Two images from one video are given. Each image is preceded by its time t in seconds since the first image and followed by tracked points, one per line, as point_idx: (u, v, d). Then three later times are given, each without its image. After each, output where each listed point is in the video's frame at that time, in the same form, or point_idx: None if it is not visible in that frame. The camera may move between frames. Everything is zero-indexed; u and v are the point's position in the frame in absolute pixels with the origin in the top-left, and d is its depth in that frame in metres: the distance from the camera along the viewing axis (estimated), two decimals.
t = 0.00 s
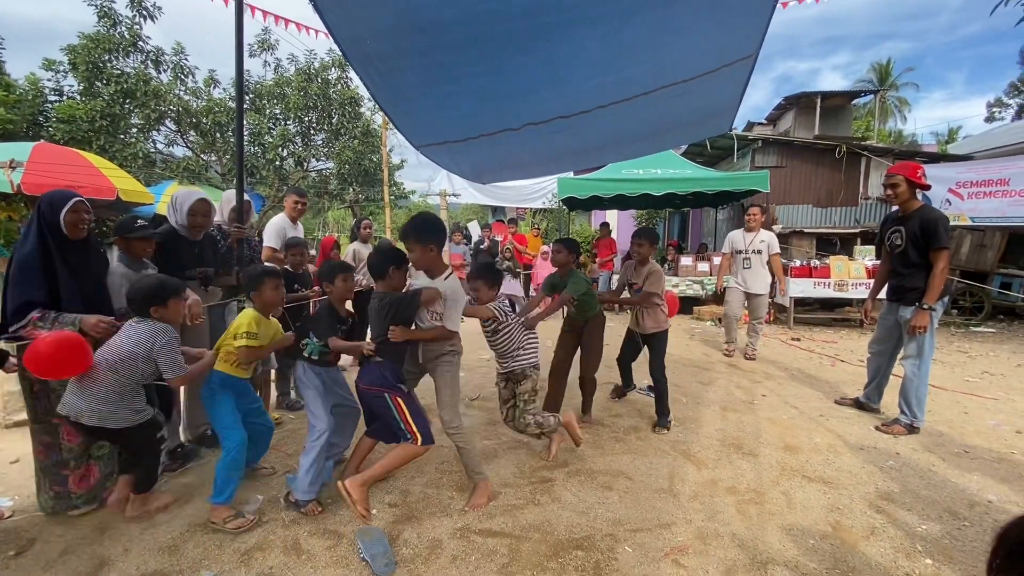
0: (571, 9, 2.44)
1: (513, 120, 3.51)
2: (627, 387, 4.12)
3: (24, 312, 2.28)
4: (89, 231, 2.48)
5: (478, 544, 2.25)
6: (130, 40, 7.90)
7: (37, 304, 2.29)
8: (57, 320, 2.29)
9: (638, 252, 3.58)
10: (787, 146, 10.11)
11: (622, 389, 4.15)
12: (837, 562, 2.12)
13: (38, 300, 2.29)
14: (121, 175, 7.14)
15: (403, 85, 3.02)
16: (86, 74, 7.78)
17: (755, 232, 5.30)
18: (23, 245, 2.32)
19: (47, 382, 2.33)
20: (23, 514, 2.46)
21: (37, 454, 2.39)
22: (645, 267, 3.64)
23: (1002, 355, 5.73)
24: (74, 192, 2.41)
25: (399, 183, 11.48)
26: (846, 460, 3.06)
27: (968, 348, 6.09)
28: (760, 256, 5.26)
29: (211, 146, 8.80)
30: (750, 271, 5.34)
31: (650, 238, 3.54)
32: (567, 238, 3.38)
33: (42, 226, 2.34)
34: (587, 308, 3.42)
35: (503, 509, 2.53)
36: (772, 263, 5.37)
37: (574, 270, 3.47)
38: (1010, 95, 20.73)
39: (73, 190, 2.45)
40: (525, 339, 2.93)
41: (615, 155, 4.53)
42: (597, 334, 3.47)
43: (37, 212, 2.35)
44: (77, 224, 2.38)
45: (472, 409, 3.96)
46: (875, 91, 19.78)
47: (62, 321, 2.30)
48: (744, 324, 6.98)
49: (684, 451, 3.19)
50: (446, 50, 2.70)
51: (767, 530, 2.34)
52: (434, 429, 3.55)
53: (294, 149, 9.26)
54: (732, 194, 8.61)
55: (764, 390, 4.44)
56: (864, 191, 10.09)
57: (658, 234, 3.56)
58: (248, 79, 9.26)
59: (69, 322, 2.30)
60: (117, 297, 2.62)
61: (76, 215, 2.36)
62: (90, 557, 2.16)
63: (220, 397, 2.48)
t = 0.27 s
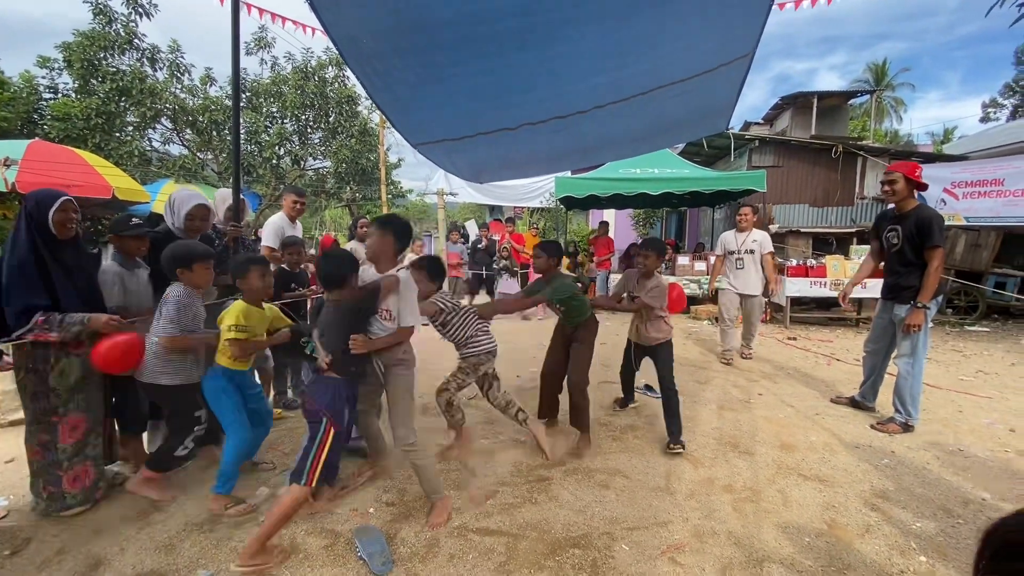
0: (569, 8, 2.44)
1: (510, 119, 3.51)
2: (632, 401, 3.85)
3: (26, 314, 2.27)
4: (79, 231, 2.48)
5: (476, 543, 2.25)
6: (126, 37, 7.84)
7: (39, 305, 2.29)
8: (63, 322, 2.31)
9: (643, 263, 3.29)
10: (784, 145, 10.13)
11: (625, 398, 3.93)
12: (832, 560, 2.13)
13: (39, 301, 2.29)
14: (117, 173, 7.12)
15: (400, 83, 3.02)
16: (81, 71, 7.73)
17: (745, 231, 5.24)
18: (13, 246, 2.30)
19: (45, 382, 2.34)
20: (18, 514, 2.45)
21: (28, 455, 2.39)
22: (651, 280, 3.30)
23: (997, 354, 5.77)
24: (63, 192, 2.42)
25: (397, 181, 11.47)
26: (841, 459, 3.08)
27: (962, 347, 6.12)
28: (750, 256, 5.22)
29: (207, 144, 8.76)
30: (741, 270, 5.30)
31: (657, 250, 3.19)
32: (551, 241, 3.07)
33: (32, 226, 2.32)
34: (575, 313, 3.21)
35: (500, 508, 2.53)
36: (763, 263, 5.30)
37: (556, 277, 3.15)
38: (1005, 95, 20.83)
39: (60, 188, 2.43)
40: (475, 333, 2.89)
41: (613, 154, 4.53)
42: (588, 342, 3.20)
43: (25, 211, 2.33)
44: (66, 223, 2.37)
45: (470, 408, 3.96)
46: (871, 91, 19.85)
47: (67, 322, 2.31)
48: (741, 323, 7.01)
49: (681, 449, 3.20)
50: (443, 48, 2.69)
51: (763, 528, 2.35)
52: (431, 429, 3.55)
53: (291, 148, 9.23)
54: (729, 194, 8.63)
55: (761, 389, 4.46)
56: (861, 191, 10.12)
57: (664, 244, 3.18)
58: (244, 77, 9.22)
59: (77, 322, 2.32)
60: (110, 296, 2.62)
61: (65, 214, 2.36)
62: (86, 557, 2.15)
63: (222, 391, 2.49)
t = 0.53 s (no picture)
0: (567, 7, 2.44)
1: (508, 117, 3.50)
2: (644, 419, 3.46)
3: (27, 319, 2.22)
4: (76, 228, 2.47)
5: (473, 542, 2.26)
6: (121, 34, 7.80)
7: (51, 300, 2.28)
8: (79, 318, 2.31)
9: (646, 258, 3.14)
10: (780, 145, 10.17)
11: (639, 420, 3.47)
12: (828, 557, 2.14)
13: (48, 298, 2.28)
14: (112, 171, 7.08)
15: (397, 81, 3.00)
16: (76, 69, 7.68)
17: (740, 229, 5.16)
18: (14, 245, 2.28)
19: (48, 377, 2.31)
20: (13, 514, 2.44)
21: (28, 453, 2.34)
22: (653, 273, 3.17)
23: (991, 353, 5.81)
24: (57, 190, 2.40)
25: (394, 180, 11.45)
26: (837, 457, 3.09)
27: (957, 346, 6.16)
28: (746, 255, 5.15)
29: (203, 142, 8.72)
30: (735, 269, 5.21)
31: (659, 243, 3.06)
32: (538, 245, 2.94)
33: (31, 225, 2.30)
34: (569, 321, 2.96)
35: (497, 506, 2.54)
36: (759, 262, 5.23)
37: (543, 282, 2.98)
38: (1000, 96, 20.94)
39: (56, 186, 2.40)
40: (459, 342, 2.95)
41: (610, 153, 4.53)
42: (583, 348, 2.97)
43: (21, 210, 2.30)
44: (63, 222, 2.36)
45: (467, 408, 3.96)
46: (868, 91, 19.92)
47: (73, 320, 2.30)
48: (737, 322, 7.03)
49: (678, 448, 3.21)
50: (440, 46, 2.68)
51: (759, 526, 2.36)
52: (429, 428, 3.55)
53: (287, 146, 9.21)
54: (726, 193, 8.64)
55: (757, 388, 4.47)
56: (856, 190, 10.17)
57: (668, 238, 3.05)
58: (241, 75, 9.19)
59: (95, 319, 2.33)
60: (105, 292, 2.62)
61: (63, 212, 2.35)
62: (81, 557, 2.14)
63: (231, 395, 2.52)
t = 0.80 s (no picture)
0: (565, 4, 2.43)
1: (505, 116, 3.49)
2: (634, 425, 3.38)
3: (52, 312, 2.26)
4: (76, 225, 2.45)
5: (470, 541, 2.25)
6: (116, 31, 7.75)
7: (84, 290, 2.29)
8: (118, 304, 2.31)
9: (631, 270, 2.86)
10: (777, 145, 10.19)
11: (632, 421, 3.41)
12: (824, 556, 2.15)
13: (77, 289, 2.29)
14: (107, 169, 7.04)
15: (395, 79, 3.00)
16: (71, 66, 7.63)
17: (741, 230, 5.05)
18: (18, 242, 2.29)
19: (51, 371, 2.32)
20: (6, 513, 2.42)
21: (23, 448, 2.32)
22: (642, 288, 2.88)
23: (985, 352, 5.84)
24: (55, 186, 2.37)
25: (391, 179, 11.43)
26: (833, 456, 3.11)
27: (952, 345, 6.19)
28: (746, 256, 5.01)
29: (199, 140, 8.68)
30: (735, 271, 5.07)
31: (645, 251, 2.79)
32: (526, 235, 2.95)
33: (29, 223, 2.30)
34: (551, 319, 2.94)
35: (495, 505, 2.53)
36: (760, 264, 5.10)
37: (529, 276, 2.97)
38: (995, 97, 21.05)
39: (54, 183, 2.38)
40: (457, 328, 3.02)
41: (608, 152, 4.53)
42: (564, 350, 2.93)
43: (19, 206, 2.29)
44: (64, 220, 2.34)
45: (464, 407, 3.96)
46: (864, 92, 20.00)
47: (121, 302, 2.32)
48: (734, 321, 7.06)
49: (675, 447, 3.21)
50: (438, 44, 2.67)
51: (756, 524, 2.37)
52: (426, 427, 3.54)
53: (284, 145, 9.18)
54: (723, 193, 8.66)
55: (754, 387, 4.49)
56: (852, 190, 10.21)
57: (657, 246, 2.79)
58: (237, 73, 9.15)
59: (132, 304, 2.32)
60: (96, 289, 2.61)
61: (65, 209, 2.34)
62: (75, 557, 2.13)
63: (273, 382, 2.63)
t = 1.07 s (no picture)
0: (563, 4, 2.43)
1: (503, 116, 3.49)
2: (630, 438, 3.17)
3: (60, 313, 2.32)
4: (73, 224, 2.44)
5: (468, 540, 2.25)
6: (111, 29, 7.71)
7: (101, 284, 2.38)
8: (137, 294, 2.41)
9: (615, 261, 2.75)
10: (773, 145, 10.22)
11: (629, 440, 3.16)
12: (820, 555, 2.15)
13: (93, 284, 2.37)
14: (102, 167, 7.00)
15: (392, 78, 2.99)
16: (65, 63, 7.59)
17: (746, 229, 4.95)
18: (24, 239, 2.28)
19: (64, 368, 2.40)
20: None
21: (40, 442, 2.35)
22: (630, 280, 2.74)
23: (979, 352, 5.87)
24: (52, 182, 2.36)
25: (388, 178, 11.41)
26: (830, 455, 3.11)
27: (946, 345, 6.22)
28: (751, 256, 4.91)
29: (194, 138, 8.64)
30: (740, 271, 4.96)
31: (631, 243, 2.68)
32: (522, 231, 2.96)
33: (30, 222, 2.28)
34: (547, 318, 2.91)
35: (492, 505, 2.53)
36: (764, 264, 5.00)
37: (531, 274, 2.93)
38: (989, 98, 21.16)
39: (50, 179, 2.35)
40: (465, 332, 2.98)
41: (606, 152, 4.54)
42: (561, 350, 2.91)
43: (19, 203, 2.27)
44: (67, 217, 2.35)
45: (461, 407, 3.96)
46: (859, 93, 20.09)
47: (142, 293, 2.42)
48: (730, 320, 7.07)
49: (672, 446, 3.22)
50: (436, 43, 2.66)
51: (753, 524, 2.37)
52: (423, 427, 3.53)
53: (280, 143, 9.14)
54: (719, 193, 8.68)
55: (750, 386, 4.49)
56: (848, 191, 10.24)
57: (642, 238, 2.68)
58: (233, 71, 9.11)
59: (151, 293, 2.44)
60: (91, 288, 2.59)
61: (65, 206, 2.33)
62: (69, 557, 2.11)
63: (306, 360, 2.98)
